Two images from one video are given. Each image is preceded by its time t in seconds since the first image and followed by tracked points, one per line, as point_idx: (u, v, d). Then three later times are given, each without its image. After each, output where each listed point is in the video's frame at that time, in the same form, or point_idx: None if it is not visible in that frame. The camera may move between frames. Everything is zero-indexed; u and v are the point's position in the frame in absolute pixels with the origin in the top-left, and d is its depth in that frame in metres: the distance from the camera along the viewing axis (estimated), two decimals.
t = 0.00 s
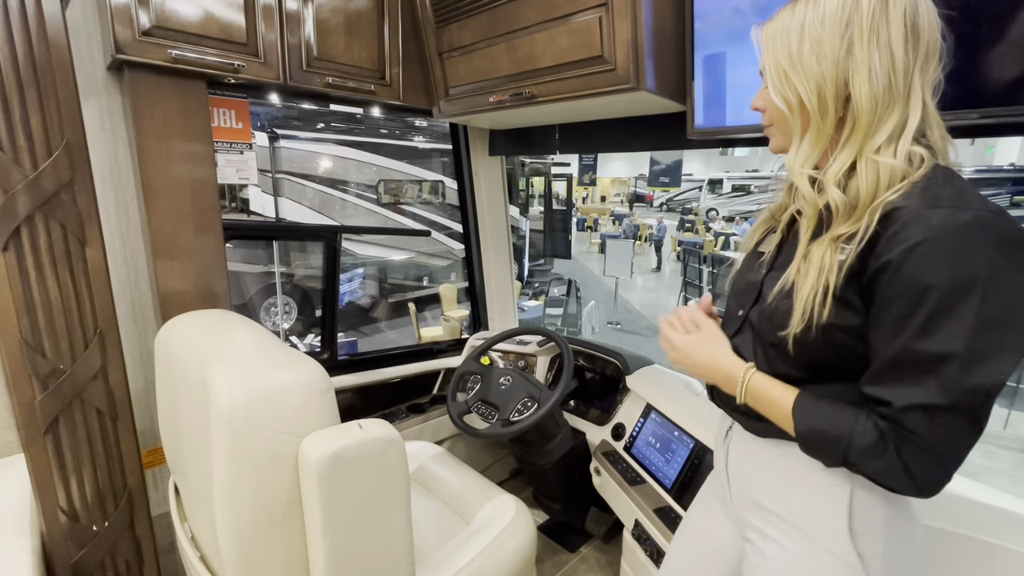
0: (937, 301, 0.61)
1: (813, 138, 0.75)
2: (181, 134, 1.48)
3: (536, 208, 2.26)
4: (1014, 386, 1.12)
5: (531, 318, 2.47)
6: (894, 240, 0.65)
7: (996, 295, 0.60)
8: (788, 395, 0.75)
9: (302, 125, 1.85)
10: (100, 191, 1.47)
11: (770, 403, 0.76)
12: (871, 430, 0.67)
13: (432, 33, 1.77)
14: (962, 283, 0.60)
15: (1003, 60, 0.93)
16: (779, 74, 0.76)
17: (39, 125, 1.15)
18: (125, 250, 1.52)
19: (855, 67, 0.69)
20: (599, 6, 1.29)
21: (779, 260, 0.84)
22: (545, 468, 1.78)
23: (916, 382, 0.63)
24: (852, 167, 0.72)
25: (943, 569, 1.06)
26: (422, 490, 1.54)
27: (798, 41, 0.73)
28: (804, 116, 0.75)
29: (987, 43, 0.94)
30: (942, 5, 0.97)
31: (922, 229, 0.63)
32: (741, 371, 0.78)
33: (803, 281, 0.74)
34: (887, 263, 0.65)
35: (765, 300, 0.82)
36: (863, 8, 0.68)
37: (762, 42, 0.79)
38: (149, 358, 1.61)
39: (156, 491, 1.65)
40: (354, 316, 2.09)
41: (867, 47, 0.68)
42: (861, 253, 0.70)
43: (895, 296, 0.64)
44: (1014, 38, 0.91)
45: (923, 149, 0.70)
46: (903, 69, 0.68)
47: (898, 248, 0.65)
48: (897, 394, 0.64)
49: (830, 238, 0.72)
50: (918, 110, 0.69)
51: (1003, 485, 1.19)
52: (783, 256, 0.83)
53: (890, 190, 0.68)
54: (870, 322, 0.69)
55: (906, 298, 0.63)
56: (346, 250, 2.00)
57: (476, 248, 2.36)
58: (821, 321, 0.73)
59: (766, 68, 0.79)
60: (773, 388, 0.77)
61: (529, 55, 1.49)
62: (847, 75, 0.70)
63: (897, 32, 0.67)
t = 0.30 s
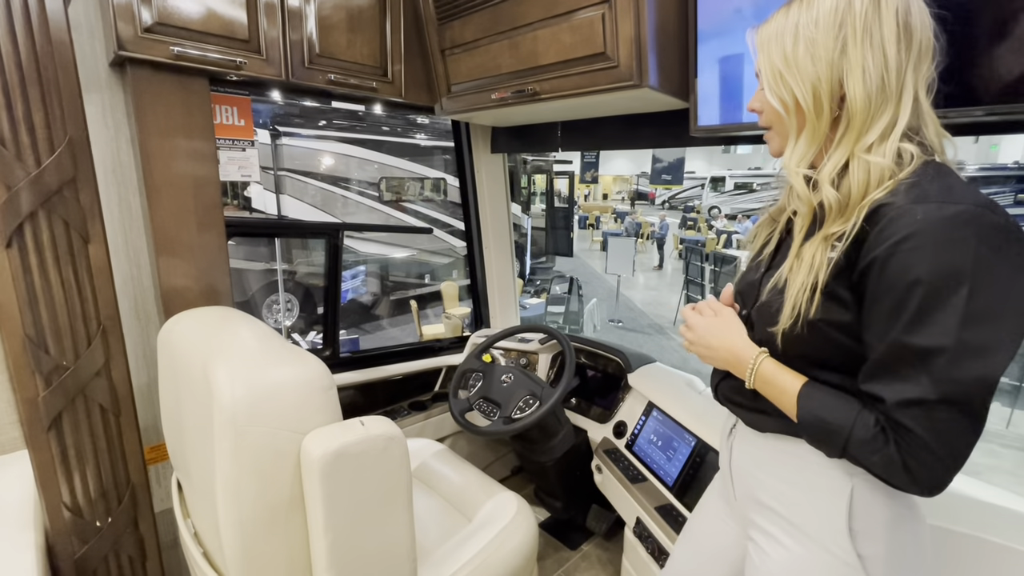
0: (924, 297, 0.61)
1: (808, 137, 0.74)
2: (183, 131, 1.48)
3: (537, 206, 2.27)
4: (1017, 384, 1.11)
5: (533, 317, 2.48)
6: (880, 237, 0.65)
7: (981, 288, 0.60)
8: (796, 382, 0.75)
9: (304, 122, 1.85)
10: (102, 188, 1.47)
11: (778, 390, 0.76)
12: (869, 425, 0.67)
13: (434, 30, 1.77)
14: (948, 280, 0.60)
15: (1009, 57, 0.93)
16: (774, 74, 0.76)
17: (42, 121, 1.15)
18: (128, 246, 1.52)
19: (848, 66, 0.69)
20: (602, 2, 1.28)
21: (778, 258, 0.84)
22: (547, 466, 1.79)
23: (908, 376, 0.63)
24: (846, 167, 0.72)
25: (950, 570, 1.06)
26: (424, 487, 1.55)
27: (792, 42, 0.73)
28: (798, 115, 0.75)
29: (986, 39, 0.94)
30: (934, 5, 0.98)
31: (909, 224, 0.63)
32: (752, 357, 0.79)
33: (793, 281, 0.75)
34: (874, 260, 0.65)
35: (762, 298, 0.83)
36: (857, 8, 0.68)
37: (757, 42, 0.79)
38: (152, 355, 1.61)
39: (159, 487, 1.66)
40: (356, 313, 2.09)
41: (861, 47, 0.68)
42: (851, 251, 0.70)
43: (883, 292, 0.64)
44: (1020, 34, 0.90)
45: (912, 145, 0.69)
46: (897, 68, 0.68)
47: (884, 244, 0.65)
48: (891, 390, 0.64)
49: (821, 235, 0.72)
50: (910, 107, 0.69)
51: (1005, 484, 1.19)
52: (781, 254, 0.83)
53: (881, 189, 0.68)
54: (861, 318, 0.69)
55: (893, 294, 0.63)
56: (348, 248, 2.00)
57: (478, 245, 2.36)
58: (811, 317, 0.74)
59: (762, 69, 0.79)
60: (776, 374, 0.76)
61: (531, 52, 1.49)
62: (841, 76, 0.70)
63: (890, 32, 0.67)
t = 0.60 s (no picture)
0: (924, 295, 0.61)
1: (807, 133, 0.74)
2: (184, 129, 1.48)
3: (539, 204, 2.28)
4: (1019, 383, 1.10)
5: (534, 315, 2.49)
6: (880, 235, 0.65)
7: (981, 286, 0.60)
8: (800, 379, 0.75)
9: (305, 120, 1.85)
10: (104, 186, 1.47)
11: (782, 386, 0.76)
12: (872, 422, 0.67)
13: (435, 28, 1.76)
14: (949, 279, 0.60)
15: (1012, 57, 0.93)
16: (772, 70, 0.76)
17: (44, 119, 1.15)
18: (130, 244, 1.53)
19: (846, 63, 0.69)
20: (604, 1, 1.28)
21: (777, 256, 0.84)
22: (548, 464, 1.79)
23: (911, 375, 0.63)
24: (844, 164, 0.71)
25: (951, 570, 1.06)
26: (425, 484, 1.55)
27: (790, 38, 0.73)
28: (796, 112, 0.75)
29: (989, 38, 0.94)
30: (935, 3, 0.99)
31: (908, 222, 0.63)
32: (756, 353, 0.78)
33: (792, 280, 0.75)
34: (874, 258, 0.65)
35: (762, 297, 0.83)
36: (855, 4, 0.68)
37: (755, 39, 0.79)
38: (153, 352, 1.61)
39: (161, 484, 1.66)
40: (358, 311, 2.10)
41: (859, 43, 0.68)
42: (850, 249, 0.70)
43: (884, 290, 0.64)
44: None
45: (910, 141, 0.69)
46: (894, 64, 0.68)
47: (884, 243, 0.65)
48: (893, 387, 0.64)
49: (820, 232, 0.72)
50: (908, 103, 0.69)
51: (1005, 483, 1.20)
52: (780, 252, 0.83)
53: (879, 186, 0.68)
54: (862, 316, 0.69)
55: (893, 292, 0.63)
56: (350, 247, 2.00)
57: (480, 244, 2.36)
58: (810, 316, 0.74)
59: (760, 66, 0.78)
60: (779, 369, 0.76)
61: (533, 50, 1.49)
62: (840, 71, 0.70)
63: (888, 28, 0.67)
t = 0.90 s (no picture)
0: (923, 286, 0.62)
1: (796, 123, 0.74)
2: (185, 127, 1.48)
3: (540, 204, 2.27)
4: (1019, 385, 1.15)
5: (534, 314, 2.48)
6: (878, 228, 0.67)
7: (974, 276, 0.62)
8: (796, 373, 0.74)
9: (306, 118, 1.85)
10: (105, 184, 1.48)
11: (779, 381, 0.75)
12: (873, 409, 0.68)
13: (436, 26, 1.76)
14: (945, 270, 0.62)
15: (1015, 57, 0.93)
16: (761, 60, 0.75)
17: (45, 117, 1.15)
18: (131, 242, 1.53)
19: (835, 57, 0.70)
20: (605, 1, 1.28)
21: (756, 252, 0.84)
22: (547, 463, 1.79)
23: (911, 361, 0.64)
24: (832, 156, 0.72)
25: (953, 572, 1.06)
26: (424, 483, 1.55)
27: (782, 28, 0.72)
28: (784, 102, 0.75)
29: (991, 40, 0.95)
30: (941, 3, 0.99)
31: (905, 216, 0.64)
32: (751, 349, 0.78)
33: (786, 277, 0.74)
34: (872, 251, 0.66)
35: (751, 293, 0.82)
36: (844, 1, 0.69)
37: (741, 29, 0.78)
38: (154, 350, 1.62)
39: (161, 482, 1.66)
40: (358, 310, 2.10)
41: (847, 39, 0.69)
42: (846, 244, 0.70)
43: (882, 283, 0.65)
44: None
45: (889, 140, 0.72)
46: (877, 64, 0.70)
47: (882, 236, 0.66)
48: (893, 374, 0.66)
49: (811, 225, 0.72)
50: (888, 104, 0.71)
51: (1003, 484, 1.20)
52: (761, 248, 0.83)
53: (868, 181, 0.69)
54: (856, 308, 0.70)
55: (892, 285, 0.64)
56: (350, 246, 2.00)
57: (480, 242, 2.36)
58: (811, 312, 0.74)
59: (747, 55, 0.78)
60: (776, 365, 0.76)
61: (534, 50, 1.49)
62: (829, 65, 0.70)
63: (873, 29, 0.69)
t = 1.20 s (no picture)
0: (872, 270, 0.72)
1: (787, 103, 0.80)
2: (189, 125, 1.48)
3: (542, 202, 2.27)
4: (1019, 386, 1.18)
5: (536, 314, 2.47)
6: (829, 219, 0.75)
7: (909, 258, 0.73)
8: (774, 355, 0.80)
9: (308, 116, 1.85)
10: (109, 181, 1.48)
11: (762, 365, 0.80)
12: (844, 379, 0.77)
13: (440, 25, 1.77)
14: (886, 254, 0.72)
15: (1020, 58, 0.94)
16: (758, 39, 0.79)
17: (51, 114, 1.16)
18: (134, 239, 1.53)
19: (816, 51, 0.79)
20: None
21: (712, 240, 0.92)
22: (549, 462, 1.79)
23: (868, 335, 0.74)
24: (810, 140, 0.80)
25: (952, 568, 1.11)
26: (427, 480, 1.55)
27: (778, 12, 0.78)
28: (776, 81, 0.80)
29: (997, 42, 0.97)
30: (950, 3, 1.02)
31: (853, 208, 0.74)
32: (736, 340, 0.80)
33: (751, 258, 0.81)
34: (827, 241, 0.75)
35: (709, 277, 0.89)
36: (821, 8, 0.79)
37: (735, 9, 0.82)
38: (157, 347, 1.62)
39: (164, 479, 1.66)
40: (360, 308, 2.10)
41: (823, 40, 0.79)
42: (801, 232, 0.79)
43: (838, 269, 0.74)
44: None
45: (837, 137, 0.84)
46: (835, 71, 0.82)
47: (834, 227, 0.74)
48: (857, 349, 0.75)
49: (791, 202, 0.79)
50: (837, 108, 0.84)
51: (1004, 484, 1.24)
52: (716, 236, 0.92)
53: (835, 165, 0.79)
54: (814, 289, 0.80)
55: (843, 269, 0.74)
56: (352, 244, 2.01)
57: (482, 241, 2.36)
58: (767, 292, 0.81)
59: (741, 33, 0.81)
60: (758, 352, 0.80)
61: (538, 48, 1.49)
62: (812, 56, 0.79)
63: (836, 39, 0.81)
